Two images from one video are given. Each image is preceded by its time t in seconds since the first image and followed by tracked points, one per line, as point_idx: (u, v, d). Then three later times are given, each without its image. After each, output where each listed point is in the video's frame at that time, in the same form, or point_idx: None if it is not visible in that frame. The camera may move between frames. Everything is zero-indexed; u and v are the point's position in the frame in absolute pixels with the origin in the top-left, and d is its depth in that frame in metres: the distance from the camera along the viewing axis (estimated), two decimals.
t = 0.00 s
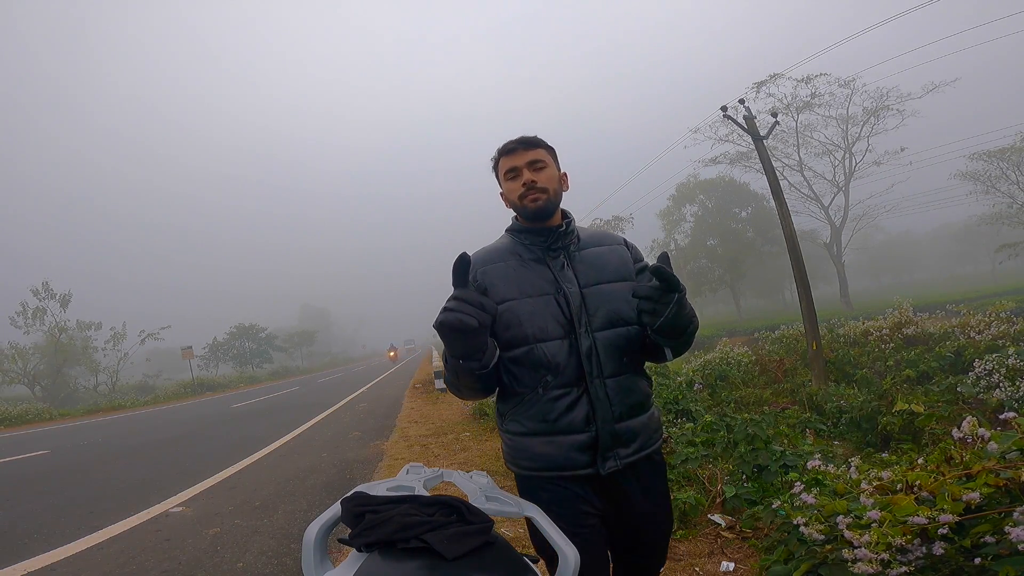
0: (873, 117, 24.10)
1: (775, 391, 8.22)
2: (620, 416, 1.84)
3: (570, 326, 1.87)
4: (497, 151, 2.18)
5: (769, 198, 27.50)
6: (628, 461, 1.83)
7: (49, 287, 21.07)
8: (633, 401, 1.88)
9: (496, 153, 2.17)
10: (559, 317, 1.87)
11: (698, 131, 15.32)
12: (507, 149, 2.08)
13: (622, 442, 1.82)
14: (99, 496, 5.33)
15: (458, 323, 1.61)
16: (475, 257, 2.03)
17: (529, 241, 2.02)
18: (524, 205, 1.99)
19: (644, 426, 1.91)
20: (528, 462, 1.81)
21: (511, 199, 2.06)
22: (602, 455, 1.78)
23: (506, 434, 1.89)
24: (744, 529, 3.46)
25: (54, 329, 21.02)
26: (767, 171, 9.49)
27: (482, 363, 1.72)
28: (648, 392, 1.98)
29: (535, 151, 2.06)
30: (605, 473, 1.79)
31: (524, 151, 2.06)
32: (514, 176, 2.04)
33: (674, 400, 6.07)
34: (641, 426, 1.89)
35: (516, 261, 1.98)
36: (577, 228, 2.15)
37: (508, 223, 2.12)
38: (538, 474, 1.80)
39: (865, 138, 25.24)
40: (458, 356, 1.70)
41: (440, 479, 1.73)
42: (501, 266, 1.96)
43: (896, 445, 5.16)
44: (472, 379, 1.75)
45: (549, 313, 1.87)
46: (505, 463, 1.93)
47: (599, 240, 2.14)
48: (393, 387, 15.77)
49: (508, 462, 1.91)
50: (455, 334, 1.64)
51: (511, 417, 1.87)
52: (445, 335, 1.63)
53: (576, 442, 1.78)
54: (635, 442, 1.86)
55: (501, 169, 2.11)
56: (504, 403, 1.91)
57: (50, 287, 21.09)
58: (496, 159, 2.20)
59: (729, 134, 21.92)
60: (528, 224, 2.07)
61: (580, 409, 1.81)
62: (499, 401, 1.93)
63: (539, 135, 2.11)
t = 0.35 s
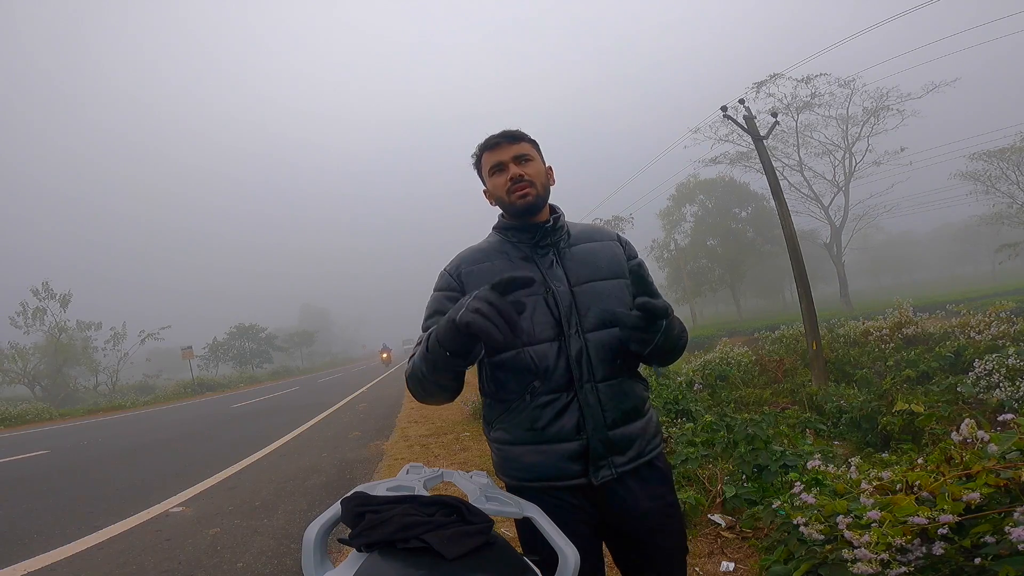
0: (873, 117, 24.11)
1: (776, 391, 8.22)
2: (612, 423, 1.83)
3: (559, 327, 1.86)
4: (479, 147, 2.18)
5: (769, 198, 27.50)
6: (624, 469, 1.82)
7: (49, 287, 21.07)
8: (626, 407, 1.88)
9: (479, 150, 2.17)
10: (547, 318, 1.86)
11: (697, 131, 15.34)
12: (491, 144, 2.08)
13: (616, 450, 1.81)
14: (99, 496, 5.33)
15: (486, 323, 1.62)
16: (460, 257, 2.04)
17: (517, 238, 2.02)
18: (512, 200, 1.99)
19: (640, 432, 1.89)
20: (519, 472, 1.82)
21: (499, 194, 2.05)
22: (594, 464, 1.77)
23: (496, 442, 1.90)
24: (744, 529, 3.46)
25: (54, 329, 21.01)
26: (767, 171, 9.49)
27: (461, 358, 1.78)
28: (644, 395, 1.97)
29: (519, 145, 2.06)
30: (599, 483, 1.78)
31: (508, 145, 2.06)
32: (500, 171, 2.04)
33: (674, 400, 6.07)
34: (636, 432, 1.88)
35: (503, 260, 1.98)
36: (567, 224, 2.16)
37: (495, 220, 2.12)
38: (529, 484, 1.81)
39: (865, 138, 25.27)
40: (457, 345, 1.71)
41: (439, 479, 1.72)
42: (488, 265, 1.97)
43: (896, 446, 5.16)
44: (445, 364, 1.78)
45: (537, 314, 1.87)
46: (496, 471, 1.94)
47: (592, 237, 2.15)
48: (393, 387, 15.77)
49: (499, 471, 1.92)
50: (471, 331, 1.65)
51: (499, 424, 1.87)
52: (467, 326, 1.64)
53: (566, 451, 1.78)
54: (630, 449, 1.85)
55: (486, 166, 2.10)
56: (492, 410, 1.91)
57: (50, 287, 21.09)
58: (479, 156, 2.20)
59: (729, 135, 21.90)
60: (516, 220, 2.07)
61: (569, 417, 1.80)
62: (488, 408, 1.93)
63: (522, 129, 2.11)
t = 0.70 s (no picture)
0: (873, 117, 24.11)
1: (776, 391, 8.21)
2: (619, 423, 1.84)
3: (564, 323, 1.86)
4: (488, 146, 2.19)
5: (769, 198, 27.49)
6: (631, 470, 1.83)
7: (49, 287, 21.08)
8: (632, 407, 1.89)
9: (488, 148, 2.17)
10: (553, 314, 1.86)
11: (697, 131, 15.32)
12: (501, 141, 2.08)
13: (624, 451, 1.82)
14: (99, 496, 5.33)
15: (384, 206, 1.52)
16: (461, 252, 2.03)
17: (522, 234, 2.02)
18: (520, 195, 1.99)
19: (645, 433, 1.91)
20: (522, 474, 1.79)
21: (506, 190, 2.05)
22: (601, 465, 1.78)
23: (497, 444, 1.86)
24: (744, 529, 3.46)
25: (53, 329, 20.99)
26: (767, 171, 9.49)
27: (408, 301, 1.61)
28: (648, 397, 1.99)
29: (526, 143, 2.08)
30: (606, 485, 1.78)
31: (517, 143, 2.07)
32: (507, 168, 2.04)
33: (674, 400, 6.08)
34: (642, 433, 1.90)
35: (508, 255, 1.98)
36: (573, 224, 2.17)
37: (501, 217, 2.12)
38: (533, 487, 1.79)
39: (865, 138, 25.30)
40: (383, 270, 1.57)
41: (440, 479, 1.72)
42: (492, 261, 1.96)
43: (896, 446, 5.16)
44: (399, 322, 1.61)
45: (542, 310, 1.86)
46: (495, 476, 1.91)
47: (596, 237, 2.16)
48: (394, 387, 15.77)
49: (499, 475, 1.88)
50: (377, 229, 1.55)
51: (501, 424, 1.84)
52: (362, 228, 1.53)
53: (573, 451, 1.77)
54: (637, 450, 1.86)
55: (493, 163, 2.10)
56: (492, 410, 1.88)
57: (50, 287, 21.09)
58: (487, 154, 2.20)
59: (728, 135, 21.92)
60: (523, 217, 2.07)
61: (575, 415, 1.79)
62: (488, 407, 1.90)
63: (529, 129, 2.12)
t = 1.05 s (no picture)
0: (873, 117, 24.11)
1: (776, 391, 8.21)
2: (624, 423, 1.84)
3: (570, 325, 1.86)
4: (490, 142, 2.18)
5: (769, 198, 27.49)
6: (636, 470, 1.83)
7: (49, 287, 21.07)
8: (636, 407, 1.89)
9: (490, 144, 2.17)
10: (558, 315, 1.87)
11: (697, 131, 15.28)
12: (503, 139, 2.08)
13: (629, 451, 1.83)
14: (99, 496, 5.32)
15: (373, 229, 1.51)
16: (463, 251, 2.01)
17: (525, 234, 2.01)
18: (522, 192, 1.99)
19: (649, 432, 1.92)
20: (527, 475, 1.79)
21: (508, 188, 2.04)
22: (607, 465, 1.78)
23: (501, 446, 1.85)
24: (745, 529, 3.46)
25: (54, 329, 20.98)
26: (767, 171, 9.49)
27: (406, 318, 1.60)
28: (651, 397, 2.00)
29: (529, 141, 2.08)
30: (611, 485, 1.78)
31: (519, 141, 2.07)
32: (510, 165, 2.03)
33: (674, 400, 6.08)
34: (646, 433, 1.91)
35: (511, 255, 1.97)
36: (574, 224, 2.18)
37: (502, 214, 2.11)
38: (539, 488, 1.78)
39: (865, 138, 25.31)
40: (376, 290, 1.56)
41: (440, 479, 1.72)
42: (495, 261, 1.96)
43: (896, 446, 5.16)
44: (399, 338, 1.60)
45: (547, 311, 1.86)
46: (499, 478, 1.89)
47: (598, 238, 2.17)
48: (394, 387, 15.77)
49: (503, 477, 1.87)
50: (370, 248, 1.54)
51: (505, 426, 1.83)
52: (353, 249, 1.53)
53: (579, 452, 1.77)
54: (642, 450, 1.86)
55: (495, 161, 2.10)
56: (496, 411, 1.87)
57: (50, 287, 21.08)
58: (489, 151, 2.20)
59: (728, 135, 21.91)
60: (525, 215, 2.06)
61: (581, 417, 1.80)
62: (491, 408, 1.89)
63: (532, 126, 2.12)
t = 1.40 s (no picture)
0: (873, 117, 24.11)
1: (776, 391, 8.21)
2: (620, 424, 1.85)
3: (567, 327, 1.86)
4: (489, 141, 2.17)
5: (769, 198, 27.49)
6: (631, 471, 1.83)
7: (49, 287, 21.07)
8: (633, 408, 1.89)
9: (488, 144, 2.16)
10: (556, 318, 1.87)
11: (698, 131, 15.26)
12: (501, 139, 2.08)
13: (624, 452, 1.83)
14: (99, 496, 5.32)
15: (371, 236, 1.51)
16: (462, 251, 2.01)
17: (524, 235, 2.01)
18: (521, 195, 1.99)
19: (645, 433, 1.92)
20: (524, 475, 1.79)
21: (507, 189, 2.04)
22: (602, 467, 1.78)
23: (499, 445, 1.86)
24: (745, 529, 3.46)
25: (54, 329, 20.98)
26: (767, 171, 9.49)
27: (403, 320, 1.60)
28: (648, 399, 2.00)
29: (528, 140, 2.07)
30: (606, 486, 1.78)
31: (518, 140, 2.07)
32: (509, 166, 2.03)
33: (674, 400, 6.08)
34: (642, 434, 1.91)
35: (510, 256, 1.97)
36: (574, 223, 2.18)
37: (501, 215, 2.11)
38: (535, 488, 1.78)
39: (865, 138, 25.33)
40: (376, 294, 1.57)
41: (440, 479, 1.72)
42: (494, 261, 1.96)
43: (896, 446, 5.16)
44: (397, 341, 1.60)
45: (545, 313, 1.86)
46: (496, 477, 1.90)
47: (598, 237, 2.17)
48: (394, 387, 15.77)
49: (500, 476, 1.87)
50: (369, 254, 1.54)
51: (503, 426, 1.84)
52: (353, 254, 1.53)
53: (575, 454, 1.77)
54: (637, 451, 1.86)
55: (494, 161, 2.10)
56: (494, 411, 1.88)
57: (50, 287, 21.08)
58: (487, 150, 2.19)
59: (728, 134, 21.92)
60: (524, 216, 2.06)
61: (578, 418, 1.80)
62: (489, 408, 1.89)
63: (528, 124, 2.11)
